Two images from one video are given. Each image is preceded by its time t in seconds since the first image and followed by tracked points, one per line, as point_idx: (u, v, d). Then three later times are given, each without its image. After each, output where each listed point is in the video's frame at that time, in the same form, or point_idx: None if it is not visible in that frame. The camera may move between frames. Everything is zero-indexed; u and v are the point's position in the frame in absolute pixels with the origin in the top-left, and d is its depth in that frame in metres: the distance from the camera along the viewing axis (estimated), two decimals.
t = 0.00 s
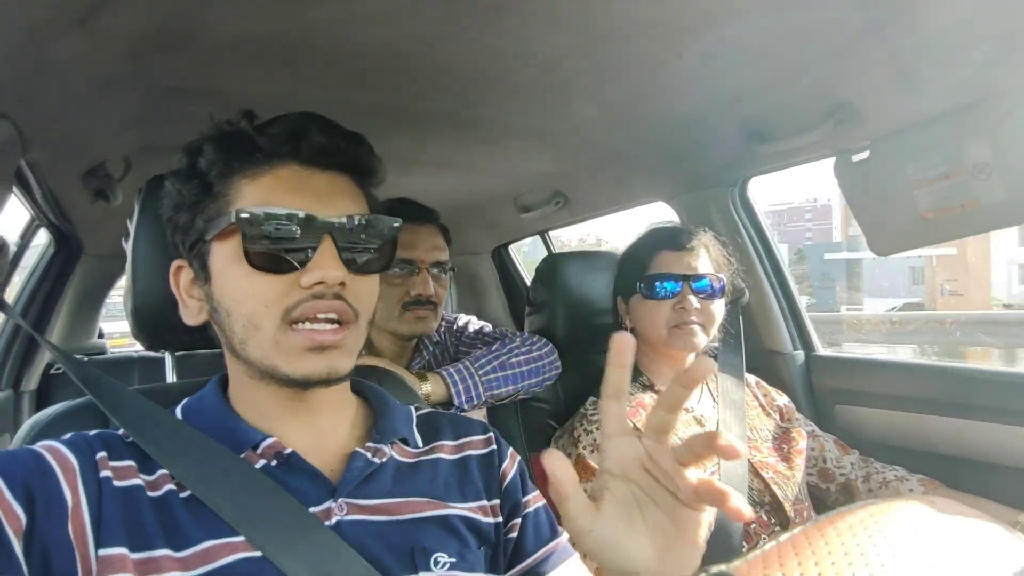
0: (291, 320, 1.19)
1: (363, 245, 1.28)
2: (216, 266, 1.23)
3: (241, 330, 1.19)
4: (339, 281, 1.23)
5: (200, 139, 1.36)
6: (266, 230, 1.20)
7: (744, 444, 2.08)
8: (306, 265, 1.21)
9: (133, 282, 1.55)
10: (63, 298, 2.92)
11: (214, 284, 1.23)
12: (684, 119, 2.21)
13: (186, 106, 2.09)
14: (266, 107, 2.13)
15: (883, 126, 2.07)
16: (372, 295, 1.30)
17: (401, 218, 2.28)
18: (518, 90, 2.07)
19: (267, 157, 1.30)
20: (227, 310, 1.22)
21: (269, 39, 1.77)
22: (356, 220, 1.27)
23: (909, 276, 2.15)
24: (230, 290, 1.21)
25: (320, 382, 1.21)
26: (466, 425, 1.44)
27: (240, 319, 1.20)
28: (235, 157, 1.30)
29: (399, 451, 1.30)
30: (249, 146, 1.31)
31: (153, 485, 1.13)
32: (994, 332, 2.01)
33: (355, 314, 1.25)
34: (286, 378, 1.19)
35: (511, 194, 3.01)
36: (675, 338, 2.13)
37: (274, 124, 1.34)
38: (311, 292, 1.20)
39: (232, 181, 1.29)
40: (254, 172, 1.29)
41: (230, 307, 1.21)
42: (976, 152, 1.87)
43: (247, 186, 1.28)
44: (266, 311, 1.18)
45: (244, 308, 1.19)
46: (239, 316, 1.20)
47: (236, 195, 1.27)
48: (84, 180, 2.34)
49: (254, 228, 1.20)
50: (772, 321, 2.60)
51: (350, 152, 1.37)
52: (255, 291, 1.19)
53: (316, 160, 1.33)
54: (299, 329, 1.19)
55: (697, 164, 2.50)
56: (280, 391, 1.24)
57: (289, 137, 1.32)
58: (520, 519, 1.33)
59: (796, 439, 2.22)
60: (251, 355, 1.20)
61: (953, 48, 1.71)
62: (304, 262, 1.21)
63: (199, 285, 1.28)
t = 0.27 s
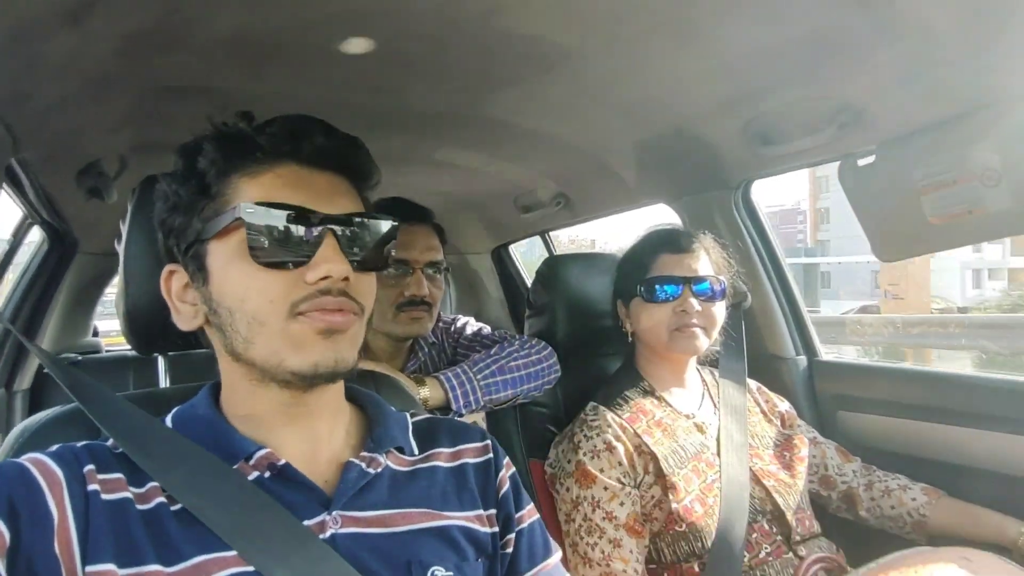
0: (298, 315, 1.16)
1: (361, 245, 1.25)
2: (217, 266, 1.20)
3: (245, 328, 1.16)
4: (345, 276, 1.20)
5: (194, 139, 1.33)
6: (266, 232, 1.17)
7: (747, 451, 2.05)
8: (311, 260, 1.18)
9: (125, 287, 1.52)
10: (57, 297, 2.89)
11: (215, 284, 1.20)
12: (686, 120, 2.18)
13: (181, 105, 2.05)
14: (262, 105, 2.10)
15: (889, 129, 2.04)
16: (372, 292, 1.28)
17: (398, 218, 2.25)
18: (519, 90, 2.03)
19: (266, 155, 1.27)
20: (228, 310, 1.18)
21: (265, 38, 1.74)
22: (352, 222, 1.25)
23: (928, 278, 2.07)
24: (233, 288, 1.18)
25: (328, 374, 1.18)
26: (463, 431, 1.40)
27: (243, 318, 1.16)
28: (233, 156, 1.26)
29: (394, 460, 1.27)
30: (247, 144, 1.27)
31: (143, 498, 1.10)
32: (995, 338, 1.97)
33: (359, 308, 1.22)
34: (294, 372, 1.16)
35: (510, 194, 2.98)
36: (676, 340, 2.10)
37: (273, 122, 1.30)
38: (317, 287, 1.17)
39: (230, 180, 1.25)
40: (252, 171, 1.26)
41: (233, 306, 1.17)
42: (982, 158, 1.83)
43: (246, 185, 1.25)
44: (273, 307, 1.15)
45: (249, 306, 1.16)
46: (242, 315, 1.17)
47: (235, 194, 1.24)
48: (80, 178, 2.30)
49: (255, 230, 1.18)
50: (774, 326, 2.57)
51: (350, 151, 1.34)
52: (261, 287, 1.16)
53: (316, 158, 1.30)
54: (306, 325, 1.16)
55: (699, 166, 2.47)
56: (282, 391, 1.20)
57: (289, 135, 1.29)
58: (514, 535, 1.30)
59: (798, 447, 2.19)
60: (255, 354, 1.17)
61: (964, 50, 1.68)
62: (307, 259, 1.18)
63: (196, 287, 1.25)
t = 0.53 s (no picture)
0: (298, 308, 1.18)
1: (362, 239, 1.28)
2: (220, 259, 1.22)
3: (246, 320, 1.18)
4: (344, 271, 1.23)
5: (199, 134, 1.35)
6: (265, 227, 1.20)
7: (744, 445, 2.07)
8: (311, 255, 1.21)
9: (130, 281, 1.54)
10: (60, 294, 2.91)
11: (217, 276, 1.22)
12: (684, 118, 2.21)
13: (184, 102, 2.08)
14: (265, 103, 2.12)
15: (883, 126, 2.07)
16: (371, 288, 1.31)
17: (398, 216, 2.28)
18: (518, 87, 2.06)
19: (269, 152, 1.30)
20: (230, 301, 1.20)
21: (268, 36, 1.76)
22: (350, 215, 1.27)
23: (901, 276, 2.13)
24: (235, 281, 1.20)
25: (327, 369, 1.20)
26: (462, 423, 1.43)
27: (245, 309, 1.19)
28: (237, 152, 1.29)
29: (395, 449, 1.30)
30: (250, 140, 1.30)
31: (148, 484, 1.13)
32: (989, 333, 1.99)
33: (358, 303, 1.25)
34: (293, 365, 1.19)
35: (510, 192, 3.01)
36: (676, 337, 2.12)
37: (276, 119, 1.33)
38: (317, 281, 1.20)
39: (233, 176, 1.27)
40: (255, 167, 1.28)
41: (235, 297, 1.20)
42: (977, 155, 1.87)
43: (249, 180, 1.27)
44: (274, 300, 1.18)
45: (251, 298, 1.18)
46: (243, 306, 1.19)
47: (238, 189, 1.26)
48: (85, 177, 2.32)
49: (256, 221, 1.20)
50: (771, 322, 2.60)
51: (351, 148, 1.37)
52: (262, 280, 1.18)
53: (317, 155, 1.33)
54: (306, 318, 1.18)
55: (697, 164, 2.50)
56: (282, 383, 1.23)
57: (291, 132, 1.32)
58: (512, 524, 1.33)
59: (793, 441, 2.21)
60: (255, 345, 1.19)
61: (956, 48, 1.71)
62: (307, 253, 1.21)
63: (199, 279, 1.27)
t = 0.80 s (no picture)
0: (298, 316, 1.17)
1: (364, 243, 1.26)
2: (220, 265, 1.21)
3: (246, 327, 1.17)
4: (345, 278, 1.21)
5: (200, 138, 1.34)
6: (266, 230, 1.18)
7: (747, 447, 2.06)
8: (311, 262, 1.19)
9: (130, 284, 1.53)
10: (59, 295, 2.90)
11: (217, 283, 1.21)
12: (687, 119, 2.19)
13: (184, 103, 2.06)
14: (265, 103, 2.11)
15: (888, 128, 2.05)
16: (373, 296, 1.29)
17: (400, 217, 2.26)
18: (520, 88, 2.04)
19: (271, 156, 1.28)
20: (230, 308, 1.19)
21: (268, 36, 1.75)
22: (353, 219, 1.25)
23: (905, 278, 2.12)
24: (234, 288, 1.19)
25: (326, 377, 1.19)
26: (465, 428, 1.42)
27: (244, 317, 1.18)
28: (238, 157, 1.27)
29: (396, 457, 1.28)
30: (253, 145, 1.29)
31: (148, 492, 1.11)
32: (995, 335, 1.98)
33: (359, 312, 1.23)
34: (292, 374, 1.17)
35: (511, 193, 2.99)
36: (692, 339, 2.11)
37: (279, 124, 1.32)
38: (317, 289, 1.19)
39: (235, 181, 1.26)
40: (257, 172, 1.27)
41: (235, 304, 1.19)
42: (982, 157, 1.86)
43: (249, 185, 1.26)
44: (273, 308, 1.16)
45: (250, 305, 1.17)
46: (243, 313, 1.18)
47: (238, 194, 1.25)
48: (83, 178, 2.31)
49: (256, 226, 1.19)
50: (774, 323, 2.58)
51: (353, 153, 1.35)
52: (262, 287, 1.17)
53: (320, 160, 1.31)
54: (306, 326, 1.17)
55: (700, 164, 2.48)
56: (282, 391, 1.21)
57: (294, 137, 1.30)
58: (513, 534, 1.31)
59: (797, 444, 2.20)
60: (255, 352, 1.18)
61: (963, 49, 1.69)
62: (308, 259, 1.19)
63: (199, 285, 1.26)
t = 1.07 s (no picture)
0: (297, 316, 1.18)
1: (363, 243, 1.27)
2: (219, 263, 1.22)
3: (245, 326, 1.18)
4: (343, 278, 1.22)
5: (201, 136, 1.35)
6: (268, 226, 1.20)
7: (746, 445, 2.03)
8: (310, 262, 1.20)
9: (131, 280, 1.54)
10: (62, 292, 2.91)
11: (217, 281, 1.22)
12: (687, 117, 2.20)
13: (186, 101, 2.07)
14: (267, 101, 2.12)
15: (888, 127, 2.06)
16: (371, 296, 1.30)
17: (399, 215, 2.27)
18: (520, 87, 2.05)
19: (271, 155, 1.29)
20: (230, 306, 1.20)
21: (270, 35, 1.76)
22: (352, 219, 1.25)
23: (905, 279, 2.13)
24: (234, 286, 1.20)
25: (324, 376, 1.20)
26: (465, 425, 1.43)
27: (244, 315, 1.19)
28: (239, 155, 1.28)
29: (397, 453, 1.29)
30: (251, 143, 1.29)
31: (150, 486, 1.12)
32: (993, 332, 1.98)
33: (357, 311, 1.24)
34: (291, 373, 1.18)
35: (512, 191, 3.00)
36: (691, 337, 2.13)
37: (277, 122, 1.32)
38: (316, 289, 1.20)
39: (234, 179, 1.27)
40: (256, 170, 1.27)
41: (234, 303, 1.20)
42: (981, 155, 1.86)
43: (250, 183, 1.27)
44: (273, 307, 1.17)
45: (249, 304, 1.18)
46: (243, 312, 1.19)
47: (239, 192, 1.26)
48: (85, 175, 2.31)
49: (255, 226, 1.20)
50: (773, 321, 2.59)
51: (353, 151, 1.35)
52: (261, 286, 1.18)
53: (318, 158, 1.32)
54: (304, 325, 1.18)
55: (699, 163, 2.49)
56: (282, 389, 1.22)
57: (293, 135, 1.31)
58: (518, 522, 1.33)
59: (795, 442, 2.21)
60: (254, 351, 1.19)
61: (962, 48, 1.69)
62: (307, 261, 1.20)
63: (200, 283, 1.27)
